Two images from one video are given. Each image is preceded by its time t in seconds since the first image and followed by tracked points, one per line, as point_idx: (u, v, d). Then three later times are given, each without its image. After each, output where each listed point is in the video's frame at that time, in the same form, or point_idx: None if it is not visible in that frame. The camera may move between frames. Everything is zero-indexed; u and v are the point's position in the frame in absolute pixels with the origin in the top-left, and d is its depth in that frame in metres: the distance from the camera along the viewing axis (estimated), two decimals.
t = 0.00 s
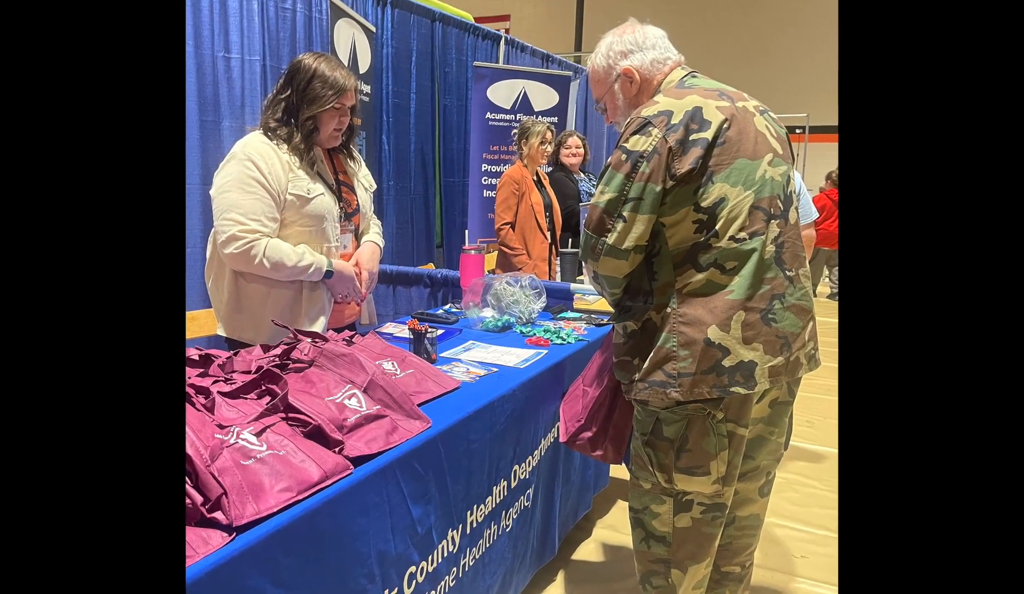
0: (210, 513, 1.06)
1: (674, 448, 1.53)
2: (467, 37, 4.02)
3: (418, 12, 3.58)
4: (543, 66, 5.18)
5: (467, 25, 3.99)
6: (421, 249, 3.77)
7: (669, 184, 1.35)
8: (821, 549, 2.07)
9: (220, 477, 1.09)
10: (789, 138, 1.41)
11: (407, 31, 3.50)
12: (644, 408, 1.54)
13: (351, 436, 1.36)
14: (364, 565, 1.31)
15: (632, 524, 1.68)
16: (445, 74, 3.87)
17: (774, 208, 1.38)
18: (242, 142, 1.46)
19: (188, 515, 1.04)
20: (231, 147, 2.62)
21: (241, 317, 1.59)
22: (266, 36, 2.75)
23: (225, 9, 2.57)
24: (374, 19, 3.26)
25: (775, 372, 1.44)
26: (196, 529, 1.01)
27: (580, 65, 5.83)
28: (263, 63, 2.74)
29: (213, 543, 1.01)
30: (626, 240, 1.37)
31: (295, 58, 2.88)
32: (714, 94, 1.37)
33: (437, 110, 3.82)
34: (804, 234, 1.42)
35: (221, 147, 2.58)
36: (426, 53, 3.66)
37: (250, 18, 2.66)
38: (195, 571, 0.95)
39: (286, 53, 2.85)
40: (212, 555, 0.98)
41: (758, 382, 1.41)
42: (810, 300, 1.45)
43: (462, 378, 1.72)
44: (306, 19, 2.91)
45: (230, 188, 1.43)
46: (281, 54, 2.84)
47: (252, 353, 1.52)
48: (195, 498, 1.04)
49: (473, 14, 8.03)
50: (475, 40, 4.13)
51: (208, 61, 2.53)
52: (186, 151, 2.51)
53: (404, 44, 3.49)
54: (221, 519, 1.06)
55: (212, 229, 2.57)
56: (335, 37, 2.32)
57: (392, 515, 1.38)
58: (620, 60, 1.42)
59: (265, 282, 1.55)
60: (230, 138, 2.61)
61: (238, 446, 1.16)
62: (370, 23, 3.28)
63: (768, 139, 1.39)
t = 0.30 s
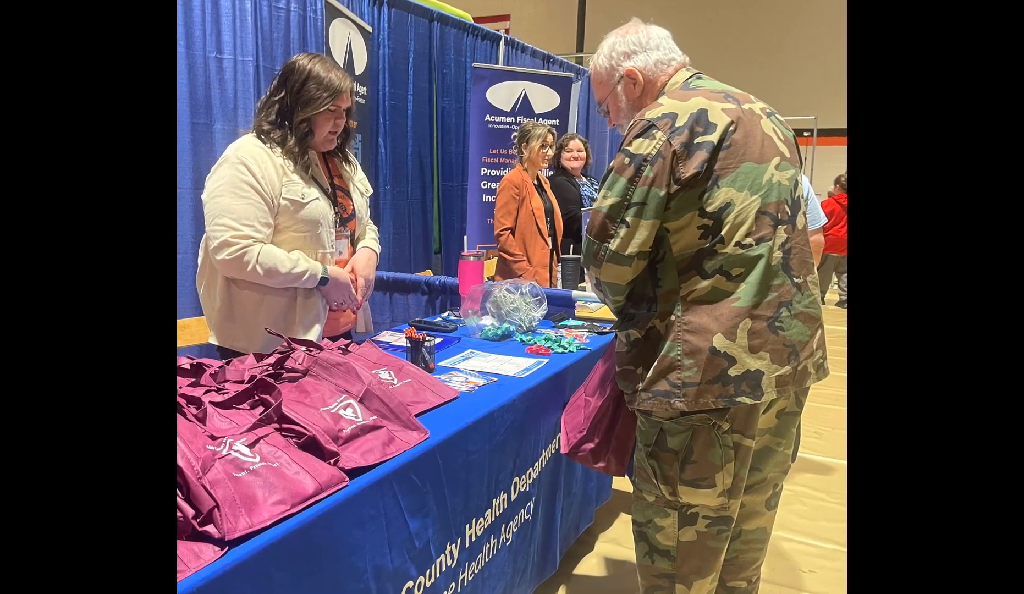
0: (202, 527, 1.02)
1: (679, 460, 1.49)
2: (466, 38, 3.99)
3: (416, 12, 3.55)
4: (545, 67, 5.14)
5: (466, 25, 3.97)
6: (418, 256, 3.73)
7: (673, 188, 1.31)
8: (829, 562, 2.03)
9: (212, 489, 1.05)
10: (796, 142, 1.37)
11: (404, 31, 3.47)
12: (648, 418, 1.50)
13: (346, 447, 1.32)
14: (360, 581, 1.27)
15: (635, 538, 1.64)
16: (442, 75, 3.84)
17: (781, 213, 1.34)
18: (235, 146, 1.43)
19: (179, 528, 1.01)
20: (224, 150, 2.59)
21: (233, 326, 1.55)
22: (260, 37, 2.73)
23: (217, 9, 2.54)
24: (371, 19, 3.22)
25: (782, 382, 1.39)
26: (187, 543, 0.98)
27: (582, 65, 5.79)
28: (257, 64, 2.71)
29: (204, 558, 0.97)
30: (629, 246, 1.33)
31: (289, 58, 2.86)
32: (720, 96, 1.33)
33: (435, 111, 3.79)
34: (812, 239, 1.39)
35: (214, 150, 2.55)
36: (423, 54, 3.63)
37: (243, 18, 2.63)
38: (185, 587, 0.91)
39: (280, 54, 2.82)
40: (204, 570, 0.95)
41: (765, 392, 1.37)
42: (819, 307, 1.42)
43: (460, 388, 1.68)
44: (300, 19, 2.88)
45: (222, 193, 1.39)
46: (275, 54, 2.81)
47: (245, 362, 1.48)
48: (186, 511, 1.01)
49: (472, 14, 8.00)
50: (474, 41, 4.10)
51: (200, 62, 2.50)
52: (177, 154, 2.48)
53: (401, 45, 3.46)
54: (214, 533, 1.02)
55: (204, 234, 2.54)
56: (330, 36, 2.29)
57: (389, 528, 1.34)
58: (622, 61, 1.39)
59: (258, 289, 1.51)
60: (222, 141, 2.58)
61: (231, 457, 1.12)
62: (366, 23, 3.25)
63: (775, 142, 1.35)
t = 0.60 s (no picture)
0: (192, 541, 0.99)
1: (683, 473, 1.45)
2: (464, 37, 3.97)
3: (413, 12, 3.53)
4: (546, 68, 5.11)
5: (465, 25, 3.95)
6: (415, 263, 3.70)
7: (678, 193, 1.27)
8: (837, 578, 1.98)
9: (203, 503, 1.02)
10: (805, 146, 1.33)
11: (401, 32, 3.44)
12: (652, 429, 1.46)
13: (341, 460, 1.27)
14: None
15: (639, 553, 1.59)
16: (441, 77, 3.82)
17: (789, 218, 1.31)
18: (227, 149, 1.40)
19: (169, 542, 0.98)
20: (216, 153, 2.55)
21: (225, 334, 1.51)
22: (252, 37, 2.70)
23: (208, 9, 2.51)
24: (366, 19, 3.19)
25: (790, 392, 1.36)
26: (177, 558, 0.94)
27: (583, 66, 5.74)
28: (249, 65, 2.69)
29: (194, 572, 0.94)
30: (633, 252, 1.30)
31: (282, 59, 2.83)
32: (726, 98, 1.30)
33: (434, 113, 3.77)
34: (820, 245, 1.35)
35: (205, 153, 2.52)
36: (421, 56, 3.61)
37: (236, 17, 2.60)
38: None
39: (273, 55, 2.80)
40: (193, 585, 0.91)
41: (772, 403, 1.33)
42: (827, 315, 1.38)
43: (459, 398, 1.63)
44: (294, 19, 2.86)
45: (214, 198, 1.36)
46: (268, 55, 2.79)
47: (237, 371, 1.44)
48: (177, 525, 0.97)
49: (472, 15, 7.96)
50: (473, 41, 4.08)
51: (191, 63, 2.47)
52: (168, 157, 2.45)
53: (398, 45, 3.44)
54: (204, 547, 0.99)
55: (195, 240, 2.50)
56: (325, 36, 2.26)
57: (385, 543, 1.29)
58: (626, 62, 1.35)
59: (250, 296, 1.47)
60: (214, 144, 2.55)
61: (223, 470, 1.09)
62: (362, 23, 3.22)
63: (782, 145, 1.32)
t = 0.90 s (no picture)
0: (183, 557, 0.95)
1: (689, 486, 1.40)
2: (463, 38, 3.94)
3: (410, 11, 3.50)
4: (546, 69, 5.05)
5: (462, 24, 3.92)
6: (413, 271, 3.67)
7: (682, 198, 1.24)
8: None
9: (194, 517, 0.98)
10: (813, 149, 1.30)
11: (398, 32, 3.41)
12: (656, 441, 1.42)
13: (336, 473, 1.23)
14: None
15: (643, 568, 1.55)
16: (439, 79, 3.79)
17: (797, 224, 1.27)
18: (218, 153, 1.37)
19: (159, 558, 0.94)
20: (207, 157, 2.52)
21: (217, 343, 1.47)
22: (244, 37, 2.67)
23: (199, 8, 2.48)
24: (362, 18, 3.16)
25: (798, 404, 1.32)
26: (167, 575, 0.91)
27: (586, 68, 5.69)
28: (241, 66, 2.66)
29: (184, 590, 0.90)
30: (636, 259, 1.26)
31: (275, 61, 2.80)
32: (732, 100, 1.26)
33: (432, 116, 3.74)
34: (829, 252, 1.31)
35: (196, 157, 2.48)
36: (418, 57, 3.59)
37: (228, 17, 2.57)
38: None
39: (266, 56, 2.77)
40: None
41: (779, 414, 1.30)
42: (837, 323, 1.34)
43: (457, 409, 1.58)
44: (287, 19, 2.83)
45: (205, 203, 1.33)
46: (260, 56, 2.76)
47: (229, 381, 1.40)
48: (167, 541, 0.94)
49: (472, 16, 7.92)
50: (472, 42, 4.06)
51: (182, 64, 2.44)
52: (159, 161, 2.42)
53: (394, 46, 3.41)
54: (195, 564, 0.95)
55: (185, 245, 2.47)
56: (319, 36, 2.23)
57: (381, 559, 1.25)
58: (629, 63, 1.32)
59: (243, 305, 1.44)
60: (205, 147, 2.51)
61: (214, 483, 1.05)
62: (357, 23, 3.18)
63: (790, 148, 1.28)
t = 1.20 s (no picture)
0: (174, 573, 0.92)
1: (694, 499, 1.36)
2: (461, 39, 3.92)
3: (407, 11, 3.47)
4: (546, 70, 4.99)
5: (461, 25, 3.89)
6: (410, 278, 3.63)
7: (688, 203, 1.20)
8: None
9: (185, 532, 0.95)
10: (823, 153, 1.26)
11: (394, 32, 3.39)
12: (661, 453, 1.38)
13: (331, 486, 1.19)
14: None
15: (647, 584, 1.50)
16: (437, 80, 3.76)
17: (806, 230, 1.23)
18: (210, 156, 1.34)
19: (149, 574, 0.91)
20: (197, 161, 2.48)
21: (208, 352, 1.43)
22: (237, 37, 2.64)
23: (189, 8, 2.45)
24: (357, 18, 3.13)
25: (807, 416, 1.28)
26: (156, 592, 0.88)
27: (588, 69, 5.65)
28: (233, 67, 2.63)
29: None
30: (640, 266, 1.22)
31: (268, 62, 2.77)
32: (739, 102, 1.23)
33: (429, 118, 3.71)
34: (838, 259, 1.27)
35: (185, 161, 2.45)
36: (415, 57, 3.56)
37: (219, 17, 2.55)
38: None
39: (258, 56, 2.74)
40: None
41: (787, 426, 1.26)
42: (847, 332, 1.30)
43: (455, 421, 1.53)
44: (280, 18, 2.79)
45: (197, 209, 1.30)
46: (253, 57, 2.73)
47: (221, 392, 1.37)
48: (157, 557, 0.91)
49: (469, 13, 7.84)
50: (471, 42, 4.03)
51: (172, 66, 2.41)
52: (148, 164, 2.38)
53: (391, 46, 3.38)
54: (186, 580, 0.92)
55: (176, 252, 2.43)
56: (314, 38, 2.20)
57: (377, 575, 1.20)
58: (633, 63, 1.28)
59: (234, 313, 1.40)
60: (195, 150, 2.47)
61: (205, 496, 1.02)
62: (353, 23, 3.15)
63: (798, 151, 1.24)
